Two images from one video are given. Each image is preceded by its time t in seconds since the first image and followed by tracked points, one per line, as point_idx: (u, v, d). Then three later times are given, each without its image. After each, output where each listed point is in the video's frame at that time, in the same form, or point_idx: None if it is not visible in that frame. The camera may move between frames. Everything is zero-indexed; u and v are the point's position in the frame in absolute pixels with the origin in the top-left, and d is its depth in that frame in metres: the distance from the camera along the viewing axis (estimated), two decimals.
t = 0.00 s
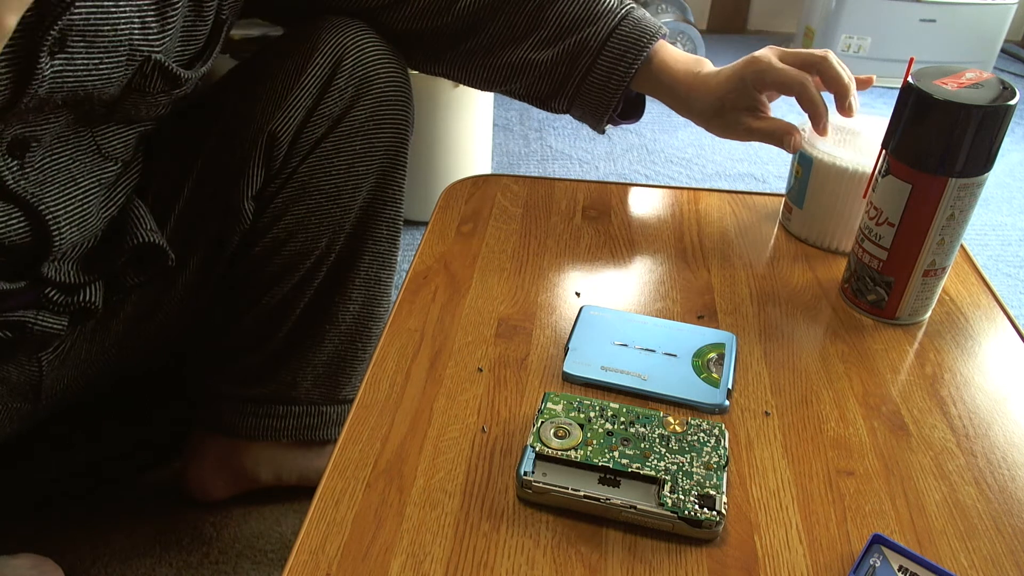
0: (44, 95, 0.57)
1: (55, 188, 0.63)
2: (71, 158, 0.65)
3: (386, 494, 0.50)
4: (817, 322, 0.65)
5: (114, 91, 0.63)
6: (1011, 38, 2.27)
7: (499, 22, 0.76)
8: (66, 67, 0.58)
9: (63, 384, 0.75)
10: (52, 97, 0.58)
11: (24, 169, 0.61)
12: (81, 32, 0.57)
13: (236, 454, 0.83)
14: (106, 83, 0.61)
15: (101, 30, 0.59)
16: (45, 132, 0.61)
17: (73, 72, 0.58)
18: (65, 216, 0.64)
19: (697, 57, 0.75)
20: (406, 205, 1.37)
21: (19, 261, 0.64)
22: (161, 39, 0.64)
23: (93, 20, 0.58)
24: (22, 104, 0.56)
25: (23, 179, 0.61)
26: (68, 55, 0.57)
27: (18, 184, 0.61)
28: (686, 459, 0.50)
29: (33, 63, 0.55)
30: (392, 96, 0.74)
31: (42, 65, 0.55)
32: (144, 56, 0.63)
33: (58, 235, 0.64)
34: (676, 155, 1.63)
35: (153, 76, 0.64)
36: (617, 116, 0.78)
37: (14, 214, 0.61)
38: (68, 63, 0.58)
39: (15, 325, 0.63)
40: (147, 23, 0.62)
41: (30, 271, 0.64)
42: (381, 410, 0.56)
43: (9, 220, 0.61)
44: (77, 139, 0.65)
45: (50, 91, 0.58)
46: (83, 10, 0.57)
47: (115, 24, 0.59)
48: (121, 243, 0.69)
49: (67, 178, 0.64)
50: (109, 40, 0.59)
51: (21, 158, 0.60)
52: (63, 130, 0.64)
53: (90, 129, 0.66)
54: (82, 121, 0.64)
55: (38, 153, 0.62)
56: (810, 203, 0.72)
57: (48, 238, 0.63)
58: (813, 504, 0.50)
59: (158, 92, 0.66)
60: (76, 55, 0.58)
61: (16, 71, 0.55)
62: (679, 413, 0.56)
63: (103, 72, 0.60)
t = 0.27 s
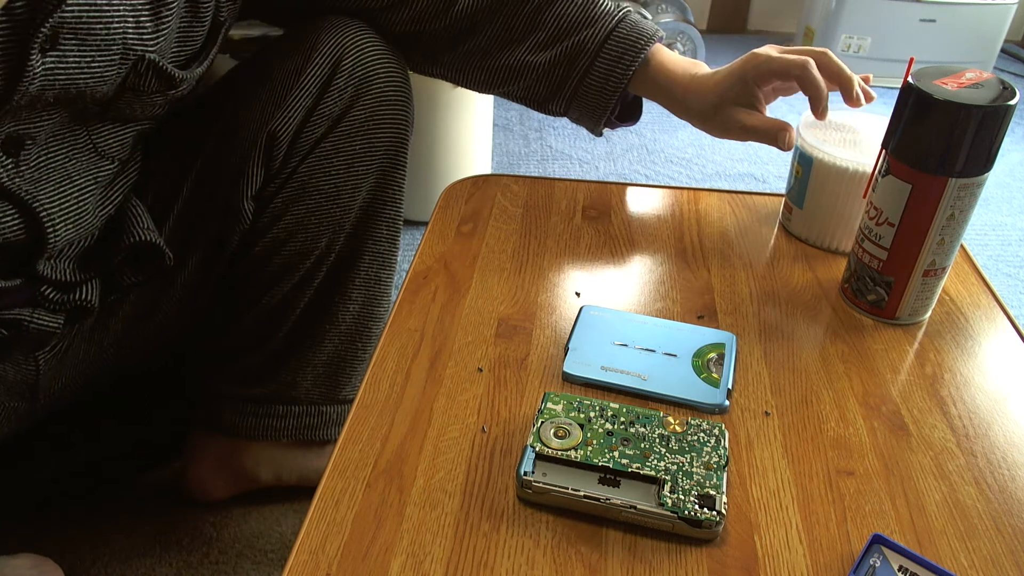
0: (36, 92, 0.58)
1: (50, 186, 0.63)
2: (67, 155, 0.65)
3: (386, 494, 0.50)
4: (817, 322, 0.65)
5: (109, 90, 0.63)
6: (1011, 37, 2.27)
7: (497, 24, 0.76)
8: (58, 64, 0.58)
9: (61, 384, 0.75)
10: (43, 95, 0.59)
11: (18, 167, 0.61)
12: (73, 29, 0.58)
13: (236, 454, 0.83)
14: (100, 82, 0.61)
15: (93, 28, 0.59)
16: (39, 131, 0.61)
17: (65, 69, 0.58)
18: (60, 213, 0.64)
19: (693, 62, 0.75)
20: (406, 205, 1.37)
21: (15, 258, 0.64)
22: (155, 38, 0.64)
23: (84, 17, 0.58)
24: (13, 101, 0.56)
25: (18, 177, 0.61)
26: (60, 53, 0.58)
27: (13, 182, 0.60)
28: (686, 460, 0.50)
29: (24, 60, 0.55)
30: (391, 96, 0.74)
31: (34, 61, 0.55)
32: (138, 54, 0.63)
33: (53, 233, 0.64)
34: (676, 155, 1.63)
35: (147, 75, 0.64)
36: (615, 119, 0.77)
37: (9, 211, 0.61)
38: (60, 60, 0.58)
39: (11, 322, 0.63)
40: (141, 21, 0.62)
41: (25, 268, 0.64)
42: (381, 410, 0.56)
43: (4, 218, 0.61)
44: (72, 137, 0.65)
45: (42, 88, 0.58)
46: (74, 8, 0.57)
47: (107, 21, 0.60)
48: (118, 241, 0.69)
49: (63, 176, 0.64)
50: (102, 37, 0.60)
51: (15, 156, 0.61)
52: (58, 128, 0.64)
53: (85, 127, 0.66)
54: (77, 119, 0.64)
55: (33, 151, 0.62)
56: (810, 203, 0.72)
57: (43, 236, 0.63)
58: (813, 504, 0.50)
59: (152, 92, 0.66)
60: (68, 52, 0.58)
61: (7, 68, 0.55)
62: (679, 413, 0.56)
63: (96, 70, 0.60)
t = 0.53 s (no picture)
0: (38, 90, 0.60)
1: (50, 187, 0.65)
2: (64, 155, 0.67)
3: (386, 494, 0.50)
4: (817, 322, 0.65)
5: (108, 88, 0.66)
6: (1011, 38, 2.27)
7: None
8: (59, 63, 0.60)
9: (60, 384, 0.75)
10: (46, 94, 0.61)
11: (19, 167, 0.63)
12: (71, 28, 0.60)
13: (236, 455, 0.83)
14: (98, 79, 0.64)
15: (90, 25, 0.61)
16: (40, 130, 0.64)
17: (65, 68, 0.61)
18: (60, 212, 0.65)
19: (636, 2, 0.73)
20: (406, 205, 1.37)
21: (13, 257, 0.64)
22: (151, 34, 0.66)
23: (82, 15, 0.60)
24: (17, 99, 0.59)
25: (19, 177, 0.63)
26: (60, 52, 0.60)
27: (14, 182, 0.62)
28: (686, 460, 0.50)
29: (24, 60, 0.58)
30: (392, 94, 0.74)
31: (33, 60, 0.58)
32: (135, 50, 0.65)
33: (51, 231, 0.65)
34: (676, 155, 1.63)
35: (145, 70, 0.66)
36: (581, 69, 0.75)
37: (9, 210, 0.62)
38: (60, 59, 0.60)
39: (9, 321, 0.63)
40: (138, 18, 0.64)
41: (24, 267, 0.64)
42: (381, 410, 0.56)
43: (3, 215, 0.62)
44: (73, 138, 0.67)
45: (43, 88, 0.60)
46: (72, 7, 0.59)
47: (104, 19, 0.61)
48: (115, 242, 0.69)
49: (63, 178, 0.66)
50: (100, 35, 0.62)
51: (16, 156, 0.62)
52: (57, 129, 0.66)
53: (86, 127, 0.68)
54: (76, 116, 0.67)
55: (33, 151, 0.64)
56: (810, 203, 0.72)
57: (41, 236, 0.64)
58: (813, 503, 0.50)
59: (151, 88, 0.68)
60: (67, 51, 0.60)
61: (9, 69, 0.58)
62: (679, 413, 0.56)
63: (95, 67, 0.63)
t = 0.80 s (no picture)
0: (53, 84, 0.62)
1: (60, 184, 0.66)
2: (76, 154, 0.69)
3: (387, 494, 0.50)
4: (817, 322, 0.65)
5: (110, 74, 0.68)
6: (1011, 38, 2.27)
7: None
8: (71, 58, 0.62)
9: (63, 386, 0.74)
10: (60, 88, 0.64)
11: (30, 166, 0.64)
12: (79, 21, 0.62)
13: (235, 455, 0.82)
14: (105, 68, 0.66)
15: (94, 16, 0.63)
16: (51, 129, 0.65)
17: (77, 62, 0.63)
18: (68, 211, 0.66)
19: None
20: (406, 205, 1.37)
21: (19, 257, 0.64)
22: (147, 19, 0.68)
23: (85, 7, 0.62)
24: (36, 95, 0.61)
25: (29, 175, 0.64)
26: (72, 47, 0.62)
27: (23, 179, 0.63)
28: (686, 460, 0.50)
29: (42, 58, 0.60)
30: (390, 95, 0.74)
31: (51, 58, 0.60)
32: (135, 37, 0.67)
33: (59, 229, 0.65)
34: (676, 155, 1.63)
35: (144, 54, 0.69)
36: None
37: (17, 206, 0.63)
38: (73, 54, 0.62)
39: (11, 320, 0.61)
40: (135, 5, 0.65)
41: (27, 265, 0.64)
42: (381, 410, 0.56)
43: (11, 211, 0.63)
44: (82, 137, 0.69)
45: (58, 83, 0.63)
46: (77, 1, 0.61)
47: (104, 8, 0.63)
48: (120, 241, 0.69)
49: (73, 177, 0.67)
50: (102, 26, 0.64)
51: (27, 156, 0.64)
52: (66, 129, 0.67)
53: (94, 123, 0.70)
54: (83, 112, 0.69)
55: (45, 150, 0.65)
56: (810, 203, 0.72)
57: (49, 233, 0.65)
58: (813, 503, 0.50)
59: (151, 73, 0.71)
60: (78, 45, 0.62)
61: (27, 69, 0.60)
62: (679, 413, 0.56)
63: (102, 56, 0.65)
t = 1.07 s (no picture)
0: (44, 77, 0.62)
1: (55, 180, 0.66)
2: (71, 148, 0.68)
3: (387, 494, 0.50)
4: (817, 322, 0.65)
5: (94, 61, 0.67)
6: (1011, 37, 2.27)
7: None
8: (59, 49, 0.62)
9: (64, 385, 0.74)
10: (49, 79, 0.63)
11: (25, 162, 0.64)
12: (66, 12, 0.61)
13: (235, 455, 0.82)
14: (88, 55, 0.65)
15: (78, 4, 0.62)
16: (42, 124, 0.65)
17: (64, 53, 0.62)
18: (63, 207, 0.66)
19: None
20: (406, 205, 1.37)
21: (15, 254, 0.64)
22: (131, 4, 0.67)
23: None
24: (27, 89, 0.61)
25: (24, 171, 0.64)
26: (59, 38, 0.61)
27: (18, 175, 0.63)
28: (686, 460, 0.50)
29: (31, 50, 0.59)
30: (384, 93, 0.75)
31: (40, 49, 0.59)
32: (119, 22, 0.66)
33: (56, 227, 0.65)
34: (676, 155, 1.63)
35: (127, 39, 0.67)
36: None
37: (12, 202, 0.62)
38: (60, 45, 0.62)
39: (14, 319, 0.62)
40: None
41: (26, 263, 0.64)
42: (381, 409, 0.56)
43: (8, 208, 0.62)
44: (77, 132, 0.69)
45: (47, 75, 0.62)
46: None
47: None
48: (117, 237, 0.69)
49: (69, 172, 0.67)
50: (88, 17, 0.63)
51: (20, 151, 0.64)
52: (59, 124, 0.67)
53: (85, 116, 0.69)
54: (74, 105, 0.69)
55: (40, 145, 0.65)
56: (810, 204, 0.72)
57: (45, 229, 0.64)
58: (813, 503, 0.50)
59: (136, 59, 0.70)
60: (64, 35, 0.62)
61: (16, 63, 0.58)
62: (679, 413, 0.56)
63: (86, 44, 0.64)
